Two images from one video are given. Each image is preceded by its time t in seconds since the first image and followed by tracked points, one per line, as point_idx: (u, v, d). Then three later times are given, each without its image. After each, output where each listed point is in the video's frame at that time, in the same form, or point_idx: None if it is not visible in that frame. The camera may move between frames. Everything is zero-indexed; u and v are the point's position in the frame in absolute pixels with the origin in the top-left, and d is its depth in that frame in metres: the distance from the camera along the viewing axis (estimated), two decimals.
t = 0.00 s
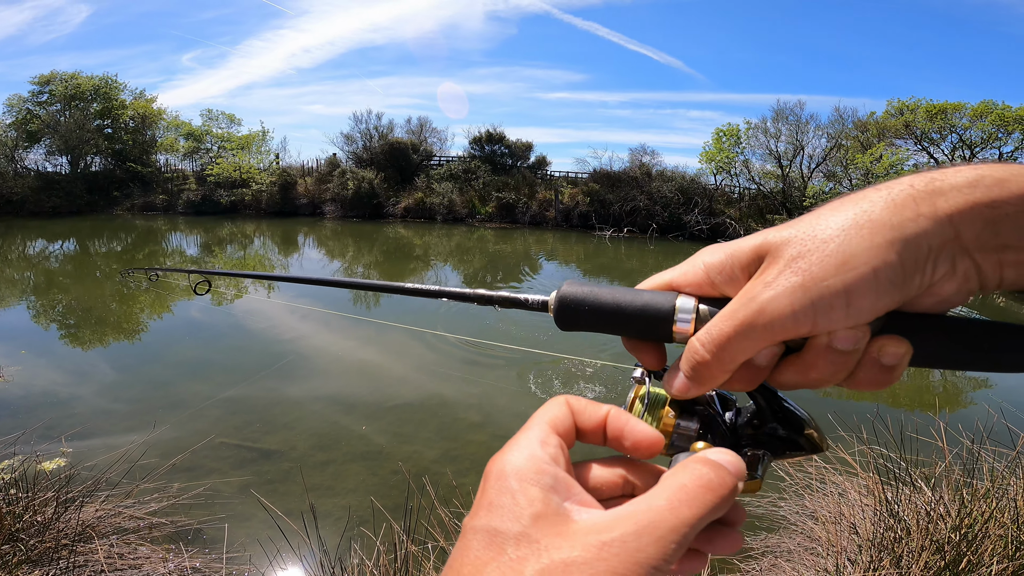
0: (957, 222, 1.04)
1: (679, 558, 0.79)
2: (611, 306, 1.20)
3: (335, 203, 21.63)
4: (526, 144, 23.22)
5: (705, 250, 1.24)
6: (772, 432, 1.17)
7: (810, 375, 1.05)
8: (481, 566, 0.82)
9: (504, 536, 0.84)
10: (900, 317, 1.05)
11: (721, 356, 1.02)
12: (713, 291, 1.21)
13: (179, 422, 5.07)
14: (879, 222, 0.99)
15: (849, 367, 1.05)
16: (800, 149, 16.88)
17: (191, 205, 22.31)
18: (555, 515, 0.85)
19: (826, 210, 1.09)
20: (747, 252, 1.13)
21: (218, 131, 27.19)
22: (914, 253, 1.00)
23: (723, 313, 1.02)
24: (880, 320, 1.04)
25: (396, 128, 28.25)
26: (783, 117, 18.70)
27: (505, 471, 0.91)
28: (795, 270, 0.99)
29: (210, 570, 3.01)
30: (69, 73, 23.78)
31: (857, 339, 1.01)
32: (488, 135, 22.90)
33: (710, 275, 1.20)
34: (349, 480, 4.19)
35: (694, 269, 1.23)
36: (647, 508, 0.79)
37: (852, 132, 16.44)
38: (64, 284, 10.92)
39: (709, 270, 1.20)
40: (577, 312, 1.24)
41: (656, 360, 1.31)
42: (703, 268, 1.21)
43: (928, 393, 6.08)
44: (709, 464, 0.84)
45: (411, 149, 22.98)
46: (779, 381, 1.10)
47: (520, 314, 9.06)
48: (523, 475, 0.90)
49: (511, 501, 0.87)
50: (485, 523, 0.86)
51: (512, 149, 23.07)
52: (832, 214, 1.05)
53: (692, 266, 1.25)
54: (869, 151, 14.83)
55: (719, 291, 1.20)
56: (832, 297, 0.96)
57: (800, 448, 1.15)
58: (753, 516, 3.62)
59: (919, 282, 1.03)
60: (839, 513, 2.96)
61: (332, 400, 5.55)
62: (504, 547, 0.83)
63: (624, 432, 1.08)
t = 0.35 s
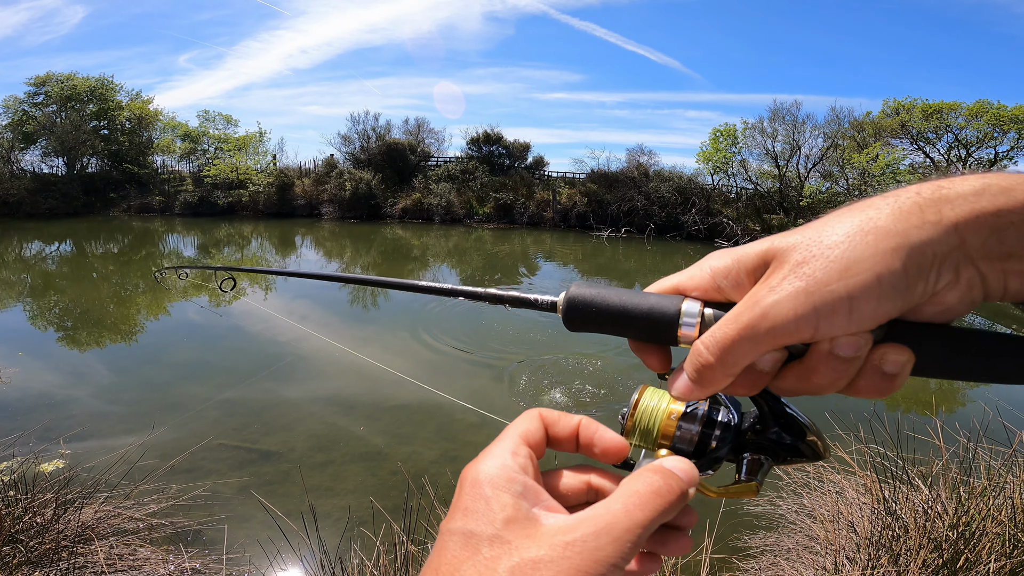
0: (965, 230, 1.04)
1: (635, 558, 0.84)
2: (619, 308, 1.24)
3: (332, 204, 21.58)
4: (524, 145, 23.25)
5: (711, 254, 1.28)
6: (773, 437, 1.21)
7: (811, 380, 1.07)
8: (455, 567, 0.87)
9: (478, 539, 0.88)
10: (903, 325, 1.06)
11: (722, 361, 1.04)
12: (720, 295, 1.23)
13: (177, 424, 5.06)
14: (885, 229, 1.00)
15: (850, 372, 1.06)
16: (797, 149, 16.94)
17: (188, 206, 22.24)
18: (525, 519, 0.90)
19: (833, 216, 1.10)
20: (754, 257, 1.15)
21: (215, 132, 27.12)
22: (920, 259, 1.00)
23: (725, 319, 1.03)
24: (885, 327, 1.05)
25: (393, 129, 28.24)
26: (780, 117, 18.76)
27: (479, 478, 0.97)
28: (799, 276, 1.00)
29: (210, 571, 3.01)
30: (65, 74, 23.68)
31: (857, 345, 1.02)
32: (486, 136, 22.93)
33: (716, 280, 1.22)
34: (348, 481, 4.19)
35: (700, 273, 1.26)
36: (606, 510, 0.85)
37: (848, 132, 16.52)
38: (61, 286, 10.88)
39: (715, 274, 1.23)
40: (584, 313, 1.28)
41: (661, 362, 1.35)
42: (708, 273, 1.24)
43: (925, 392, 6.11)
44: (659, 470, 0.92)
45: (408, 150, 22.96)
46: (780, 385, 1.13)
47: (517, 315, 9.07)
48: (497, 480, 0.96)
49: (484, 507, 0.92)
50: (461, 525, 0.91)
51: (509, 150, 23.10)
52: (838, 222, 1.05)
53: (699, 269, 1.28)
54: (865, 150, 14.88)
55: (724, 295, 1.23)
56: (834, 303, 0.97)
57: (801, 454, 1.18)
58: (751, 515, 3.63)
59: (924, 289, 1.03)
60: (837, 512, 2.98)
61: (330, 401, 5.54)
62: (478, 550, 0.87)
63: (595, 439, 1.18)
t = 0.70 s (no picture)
0: (1019, 237, 1.03)
1: None
2: (644, 313, 1.22)
3: (332, 204, 21.57)
4: (523, 145, 23.28)
5: (742, 259, 1.27)
6: (805, 445, 1.20)
7: (852, 388, 1.08)
8: None
9: (496, 557, 0.89)
10: (952, 336, 1.06)
11: (761, 370, 1.01)
12: (751, 301, 1.23)
13: (176, 424, 5.06)
14: (939, 236, 0.98)
15: (891, 383, 1.05)
16: (795, 149, 16.97)
17: (187, 206, 22.26)
18: (544, 535, 0.90)
19: (879, 219, 1.07)
20: (790, 263, 1.13)
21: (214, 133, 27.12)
22: (975, 268, 0.99)
23: (764, 327, 1.00)
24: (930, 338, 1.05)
25: (392, 130, 28.26)
26: (779, 117, 18.78)
27: (499, 492, 0.97)
28: (846, 283, 0.97)
29: (208, 571, 3.01)
30: (64, 75, 23.70)
31: (903, 355, 1.01)
32: (485, 136, 22.95)
33: (750, 285, 1.22)
34: (347, 481, 4.19)
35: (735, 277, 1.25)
36: (628, 527, 0.85)
37: (848, 132, 16.54)
38: (60, 286, 10.90)
39: (748, 280, 1.22)
40: (607, 319, 1.26)
41: (687, 371, 1.36)
42: (741, 278, 1.23)
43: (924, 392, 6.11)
44: (686, 484, 0.90)
45: (408, 150, 22.97)
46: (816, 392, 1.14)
47: (516, 317, 9.09)
48: (516, 497, 0.96)
49: (504, 523, 0.92)
50: (478, 541, 0.92)
51: (509, 150, 23.13)
52: (883, 226, 1.03)
53: (731, 275, 1.28)
54: (864, 151, 14.91)
55: (757, 301, 1.22)
56: (886, 313, 0.95)
57: (832, 461, 1.18)
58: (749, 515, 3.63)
59: (979, 297, 1.01)
60: (834, 512, 2.98)
61: (329, 402, 5.54)
62: (495, 566, 0.87)
63: (625, 461, 1.19)
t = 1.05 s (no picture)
0: None
1: (596, 465, 0.98)
2: (605, 165, 1.30)
3: (332, 204, 21.69)
4: (524, 145, 23.23)
5: (719, 119, 1.41)
6: (766, 337, 1.38)
7: (834, 256, 1.23)
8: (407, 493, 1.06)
9: (425, 469, 1.06)
10: (940, 208, 1.21)
11: (732, 223, 1.13)
12: (723, 157, 1.40)
13: (176, 424, 5.06)
14: (950, 97, 1.10)
15: (872, 249, 1.20)
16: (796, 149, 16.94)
17: (188, 207, 22.26)
18: (471, 443, 1.06)
19: (887, 82, 1.19)
20: (773, 118, 1.28)
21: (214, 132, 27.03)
22: (982, 131, 1.13)
23: (745, 178, 1.12)
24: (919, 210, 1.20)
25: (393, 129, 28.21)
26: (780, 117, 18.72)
27: (427, 402, 1.16)
28: (840, 133, 1.09)
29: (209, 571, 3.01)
30: (64, 75, 23.64)
31: (889, 217, 1.15)
32: (485, 136, 22.91)
33: (721, 140, 1.38)
34: (347, 481, 4.19)
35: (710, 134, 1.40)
36: (561, 423, 1.00)
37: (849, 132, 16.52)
38: (60, 287, 10.89)
39: (721, 135, 1.38)
40: (563, 169, 1.31)
41: (645, 236, 1.52)
42: (715, 135, 1.39)
43: (924, 390, 6.12)
44: (632, 364, 1.04)
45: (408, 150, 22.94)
46: (787, 264, 1.30)
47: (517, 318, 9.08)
48: (449, 409, 1.13)
49: (430, 434, 1.10)
50: (408, 457, 1.09)
51: (509, 150, 23.07)
52: (887, 86, 1.14)
53: (705, 134, 1.43)
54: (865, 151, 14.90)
55: (728, 156, 1.39)
56: (879, 166, 1.07)
57: (790, 357, 1.36)
58: (749, 514, 3.63)
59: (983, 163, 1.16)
60: (834, 511, 2.97)
61: (330, 402, 5.54)
62: (420, 481, 1.05)
63: (566, 341, 1.47)
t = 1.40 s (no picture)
0: (988, 145, 1.20)
1: (589, 445, 1.04)
2: (605, 183, 1.36)
3: (333, 204, 21.68)
4: (524, 144, 23.23)
5: (711, 148, 1.47)
6: (741, 353, 1.45)
7: (791, 280, 1.24)
8: (414, 482, 1.06)
9: (431, 458, 1.07)
10: (895, 240, 1.23)
11: (705, 240, 1.18)
12: (712, 183, 1.44)
13: (178, 424, 5.06)
14: (901, 131, 1.14)
15: (830, 274, 1.21)
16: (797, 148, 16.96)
17: (189, 207, 22.31)
18: (472, 431, 1.09)
19: (854, 118, 1.23)
20: (753, 148, 1.34)
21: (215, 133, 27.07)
22: (931, 164, 1.16)
23: (716, 201, 1.17)
24: (875, 239, 1.23)
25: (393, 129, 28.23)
26: (781, 116, 18.72)
27: (417, 393, 1.17)
28: (799, 162, 1.14)
29: (212, 571, 3.00)
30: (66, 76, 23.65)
31: (843, 244, 1.17)
32: (486, 136, 22.93)
33: (711, 169, 1.43)
34: (350, 481, 4.19)
35: (699, 163, 1.46)
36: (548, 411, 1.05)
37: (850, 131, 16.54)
38: (63, 287, 10.93)
39: (710, 164, 1.44)
40: (569, 184, 1.39)
41: (637, 248, 1.56)
42: (705, 164, 1.45)
43: (927, 389, 6.11)
44: (600, 363, 1.11)
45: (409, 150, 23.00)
46: (757, 284, 1.29)
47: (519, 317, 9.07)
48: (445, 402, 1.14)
49: (432, 423, 1.11)
50: (409, 446, 1.10)
51: (510, 149, 23.05)
52: (850, 123, 1.20)
53: (697, 161, 1.48)
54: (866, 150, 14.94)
55: (716, 183, 1.44)
56: (831, 192, 1.11)
57: (762, 376, 1.44)
58: (753, 514, 3.62)
59: (929, 198, 1.19)
60: (838, 509, 2.96)
61: (331, 402, 5.54)
62: (427, 469, 1.05)
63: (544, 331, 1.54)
